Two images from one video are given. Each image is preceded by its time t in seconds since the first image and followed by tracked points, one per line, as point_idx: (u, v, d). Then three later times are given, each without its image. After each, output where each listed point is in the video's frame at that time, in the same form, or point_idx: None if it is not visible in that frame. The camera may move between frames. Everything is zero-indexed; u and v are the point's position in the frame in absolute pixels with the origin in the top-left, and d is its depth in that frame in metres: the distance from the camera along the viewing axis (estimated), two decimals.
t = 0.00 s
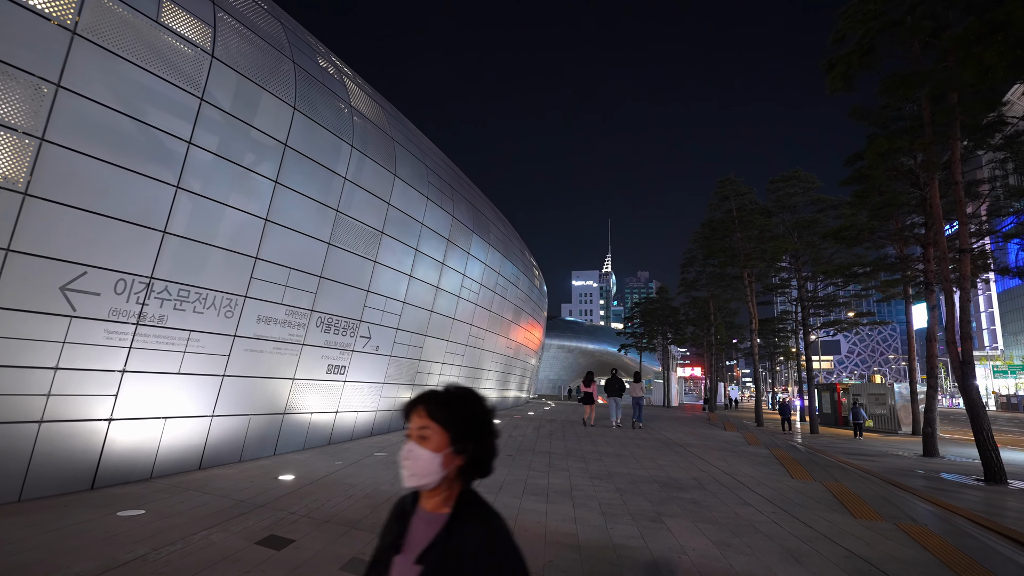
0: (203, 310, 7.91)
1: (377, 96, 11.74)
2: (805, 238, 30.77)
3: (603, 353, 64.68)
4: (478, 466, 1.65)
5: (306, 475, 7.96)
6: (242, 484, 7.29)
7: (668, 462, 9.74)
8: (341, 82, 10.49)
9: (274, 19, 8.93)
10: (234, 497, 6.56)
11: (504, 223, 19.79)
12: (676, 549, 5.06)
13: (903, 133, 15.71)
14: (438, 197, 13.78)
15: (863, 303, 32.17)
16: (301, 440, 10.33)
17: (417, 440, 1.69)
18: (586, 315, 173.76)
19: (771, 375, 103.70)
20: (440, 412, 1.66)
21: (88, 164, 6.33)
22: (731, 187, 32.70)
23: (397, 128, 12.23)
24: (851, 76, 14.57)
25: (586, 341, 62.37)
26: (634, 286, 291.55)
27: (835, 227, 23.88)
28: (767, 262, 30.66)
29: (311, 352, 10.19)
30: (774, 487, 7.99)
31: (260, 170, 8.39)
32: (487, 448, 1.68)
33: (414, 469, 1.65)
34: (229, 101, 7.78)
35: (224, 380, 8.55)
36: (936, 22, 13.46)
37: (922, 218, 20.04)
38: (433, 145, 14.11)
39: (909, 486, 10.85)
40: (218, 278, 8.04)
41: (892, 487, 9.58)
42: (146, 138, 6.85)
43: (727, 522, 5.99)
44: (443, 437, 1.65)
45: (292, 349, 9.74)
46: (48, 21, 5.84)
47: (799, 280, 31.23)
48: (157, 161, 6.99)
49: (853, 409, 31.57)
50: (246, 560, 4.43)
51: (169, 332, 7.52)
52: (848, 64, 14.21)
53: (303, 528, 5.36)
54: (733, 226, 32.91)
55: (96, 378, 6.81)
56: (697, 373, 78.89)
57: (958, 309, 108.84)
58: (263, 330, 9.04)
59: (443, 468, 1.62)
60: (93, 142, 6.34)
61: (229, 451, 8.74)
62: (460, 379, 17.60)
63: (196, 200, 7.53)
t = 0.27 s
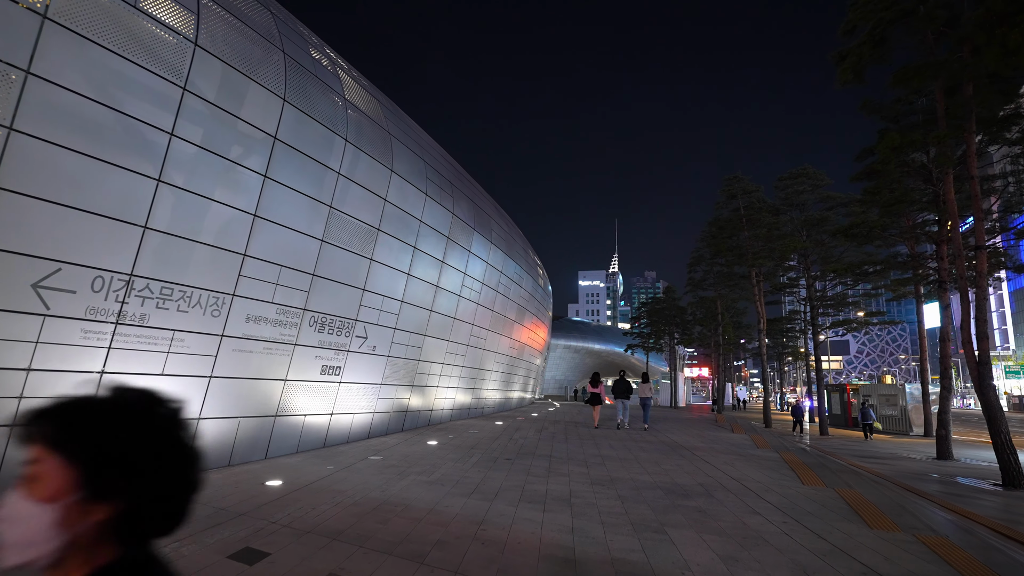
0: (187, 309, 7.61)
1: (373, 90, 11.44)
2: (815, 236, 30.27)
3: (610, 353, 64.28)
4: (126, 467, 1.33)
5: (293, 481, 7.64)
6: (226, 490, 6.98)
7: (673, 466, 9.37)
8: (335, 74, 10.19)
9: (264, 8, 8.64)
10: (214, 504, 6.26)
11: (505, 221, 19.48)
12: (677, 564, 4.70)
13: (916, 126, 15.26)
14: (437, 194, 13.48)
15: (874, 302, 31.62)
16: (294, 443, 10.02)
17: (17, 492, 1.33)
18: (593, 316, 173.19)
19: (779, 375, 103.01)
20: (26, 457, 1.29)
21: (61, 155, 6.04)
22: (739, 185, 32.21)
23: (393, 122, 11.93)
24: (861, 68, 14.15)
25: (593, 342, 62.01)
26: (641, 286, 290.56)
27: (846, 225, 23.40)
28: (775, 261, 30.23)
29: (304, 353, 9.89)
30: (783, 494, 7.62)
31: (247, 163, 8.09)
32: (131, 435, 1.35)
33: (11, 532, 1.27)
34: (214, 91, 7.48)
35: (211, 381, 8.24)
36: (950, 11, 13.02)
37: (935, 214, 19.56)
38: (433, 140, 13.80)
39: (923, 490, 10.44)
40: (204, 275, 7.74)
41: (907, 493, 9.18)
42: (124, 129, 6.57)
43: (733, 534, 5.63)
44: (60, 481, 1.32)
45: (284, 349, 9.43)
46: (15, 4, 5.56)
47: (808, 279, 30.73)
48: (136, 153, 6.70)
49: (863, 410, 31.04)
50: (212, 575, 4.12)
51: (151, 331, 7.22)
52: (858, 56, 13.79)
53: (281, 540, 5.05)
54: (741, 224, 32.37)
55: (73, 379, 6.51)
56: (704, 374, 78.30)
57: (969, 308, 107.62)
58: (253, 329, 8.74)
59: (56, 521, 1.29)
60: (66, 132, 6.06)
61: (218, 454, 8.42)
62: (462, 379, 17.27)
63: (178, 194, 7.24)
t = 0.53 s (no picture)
0: (172, 304, 7.32)
1: (369, 81, 11.16)
2: (824, 234, 29.79)
3: (616, 353, 63.92)
4: None
5: (282, 483, 7.33)
6: (210, 493, 6.68)
7: (678, 469, 9.03)
8: (328, 63, 9.90)
9: None
10: (195, 508, 5.95)
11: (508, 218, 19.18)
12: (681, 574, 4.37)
13: (930, 118, 14.84)
14: (436, 188, 13.18)
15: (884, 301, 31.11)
16: (287, 443, 9.71)
17: None
18: (599, 316, 172.68)
19: (787, 375, 102.31)
20: None
21: (34, 141, 5.76)
22: (746, 182, 31.70)
23: (390, 114, 11.64)
24: (873, 58, 13.74)
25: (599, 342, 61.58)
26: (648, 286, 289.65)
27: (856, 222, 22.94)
28: (783, 259, 29.78)
29: (296, 350, 9.59)
30: (794, 498, 7.24)
31: (234, 153, 7.80)
32: None
33: None
34: (198, 77, 7.19)
35: (198, 379, 7.93)
36: None
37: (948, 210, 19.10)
38: (432, 134, 13.50)
39: (939, 494, 10.03)
40: (189, 269, 7.45)
41: (923, 497, 8.77)
42: (102, 115, 6.28)
43: (742, 541, 5.29)
44: None
45: (276, 347, 9.13)
46: None
47: (817, 278, 30.25)
48: (114, 141, 6.41)
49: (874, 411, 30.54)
50: None
51: (132, 327, 6.93)
52: (870, 46, 13.39)
53: (258, 548, 4.74)
54: (749, 222, 31.74)
55: (48, 376, 6.22)
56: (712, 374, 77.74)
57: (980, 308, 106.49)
58: (242, 326, 8.45)
59: None
60: (39, 117, 5.76)
61: (205, 456, 8.14)
62: (463, 379, 16.95)
63: (161, 184, 6.95)
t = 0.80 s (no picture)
0: (154, 303, 7.04)
1: (364, 74, 10.87)
2: (832, 232, 29.31)
3: (622, 353, 63.54)
4: None
5: (268, 488, 7.03)
6: (191, 500, 6.39)
7: (683, 474, 8.68)
8: (320, 55, 9.62)
9: None
10: (172, 516, 5.67)
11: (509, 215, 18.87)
12: None
13: (943, 112, 14.40)
14: (434, 184, 12.89)
15: (894, 299, 30.60)
16: (278, 446, 9.42)
17: None
18: (605, 316, 172.26)
19: (795, 375, 101.62)
20: None
21: (3, 132, 5.47)
22: (752, 180, 31.11)
23: (386, 108, 11.35)
24: (884, 50, 13.33)
25: (605, 342, 61.30)
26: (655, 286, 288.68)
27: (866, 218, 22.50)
28: (791, 258, 29.31)
29: (288, 351, 9.31)
30: (804, 507, 6.89)
31: (220, 146, 7.52)
32: None
33: None
34: (179, 67, 6.92)
35: (183, 380, 7.65)
36: None
37: (961, 206, 18.63)
38: (430, 129, 13.22)
39: (955, 499, 9.65)
40: (172, 266, 7.16)
41: (939, 503, 8.40)
42: (75, 104, 5.99)
43: (748, 554, 4.96)
44: None
45: (266, 347, 8.85)
46: None
47: (826, 277, 29.78)
48: (90, 132, 6.13)
49: (883, 411, 30.07)
50: None
51: (111, 327, 6.64)
52: (881, 37, 12.98)
53: (231, 561, 4.45)
54: (755, 220, 30.78)
55: (23, 379, 5.95)
56: (719, 374, 77.24)
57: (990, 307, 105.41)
58: (230, 326, 8.16)
59: None
60: (8, 106, 5.48)
61: (191, 460, 7.86)
62: (464, 379, 16.65)
63: (140, 178, 6.67)
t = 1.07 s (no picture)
0: (135, 298, 6.78)
1: (359, 65, 10.59)
2: (841, 228, 28.82)
3: (628, 352, 63.15)
4: None
5: (253, 491, 6.75)
6: (172, 504, 6.12)
7: (687, 475, 8.35)
8: (312, 44, 9.35)
9: None
10: (147, 521, 5.39)
11: (510, 210, 18.57)
12: None
13: (956, 103, 13.98)
14: (432, 179, 12.61)
15: (904, 296, 30.10)
16: (270, 446, 9.16)
17: None
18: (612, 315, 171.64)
19: (803, 373, 100.94)
20: None
21: None
22: (759, 176, 30.63)
23: (382, 100, 11.08)
24: (895, 37, 12.93)
25: (612, 341, 61.00)
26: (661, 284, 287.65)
27: (876, 214, 22.04)
28: (799, 255, 28.84)
29: (279, 348, 9.04)
30: (814, 511, 6.56)
31: (204, 136, 7.25)
32: None
33: None
34: (160, 53, 6.65)
35: (168, 379, 7.38)
36: None
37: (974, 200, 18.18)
38: (428, 122, 12.94)
39: (971, 501, 9.27)
40: (154, 260, 6.90)
41: (955, 506, 8.04)
42: (48, 89, 5.73)
43: (756, 562, 4.64)
44: None
45: (255, 345, 8.58)
46: None
47: (835, 275, 29.32)
48: (64, 119, 5.86)
49: (894, 410, 29.60)
50: None
51: (89, 323, 6.38)
52: (892, 24, 12.58)
53: (200, 571, 4.16)
54: (763, 216, 30.33)
55: None
56: (726, 373, 76.71)
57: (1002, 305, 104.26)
58: (217, 322, 7.89)
59: None
60: None
61: (176, 461, 7.60)
62: (465, 378, 16.37)
63: (120, 168, 6.41)
